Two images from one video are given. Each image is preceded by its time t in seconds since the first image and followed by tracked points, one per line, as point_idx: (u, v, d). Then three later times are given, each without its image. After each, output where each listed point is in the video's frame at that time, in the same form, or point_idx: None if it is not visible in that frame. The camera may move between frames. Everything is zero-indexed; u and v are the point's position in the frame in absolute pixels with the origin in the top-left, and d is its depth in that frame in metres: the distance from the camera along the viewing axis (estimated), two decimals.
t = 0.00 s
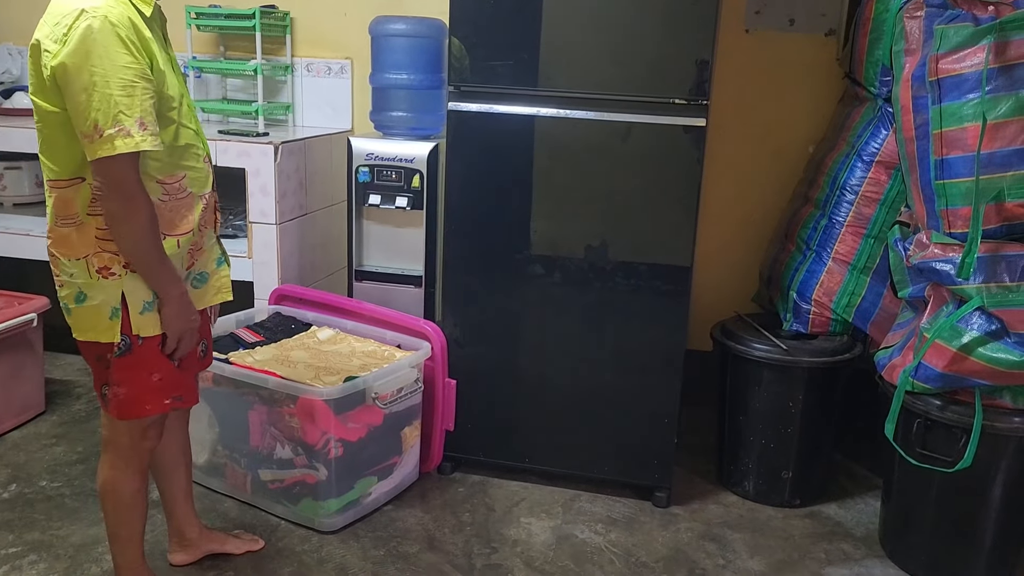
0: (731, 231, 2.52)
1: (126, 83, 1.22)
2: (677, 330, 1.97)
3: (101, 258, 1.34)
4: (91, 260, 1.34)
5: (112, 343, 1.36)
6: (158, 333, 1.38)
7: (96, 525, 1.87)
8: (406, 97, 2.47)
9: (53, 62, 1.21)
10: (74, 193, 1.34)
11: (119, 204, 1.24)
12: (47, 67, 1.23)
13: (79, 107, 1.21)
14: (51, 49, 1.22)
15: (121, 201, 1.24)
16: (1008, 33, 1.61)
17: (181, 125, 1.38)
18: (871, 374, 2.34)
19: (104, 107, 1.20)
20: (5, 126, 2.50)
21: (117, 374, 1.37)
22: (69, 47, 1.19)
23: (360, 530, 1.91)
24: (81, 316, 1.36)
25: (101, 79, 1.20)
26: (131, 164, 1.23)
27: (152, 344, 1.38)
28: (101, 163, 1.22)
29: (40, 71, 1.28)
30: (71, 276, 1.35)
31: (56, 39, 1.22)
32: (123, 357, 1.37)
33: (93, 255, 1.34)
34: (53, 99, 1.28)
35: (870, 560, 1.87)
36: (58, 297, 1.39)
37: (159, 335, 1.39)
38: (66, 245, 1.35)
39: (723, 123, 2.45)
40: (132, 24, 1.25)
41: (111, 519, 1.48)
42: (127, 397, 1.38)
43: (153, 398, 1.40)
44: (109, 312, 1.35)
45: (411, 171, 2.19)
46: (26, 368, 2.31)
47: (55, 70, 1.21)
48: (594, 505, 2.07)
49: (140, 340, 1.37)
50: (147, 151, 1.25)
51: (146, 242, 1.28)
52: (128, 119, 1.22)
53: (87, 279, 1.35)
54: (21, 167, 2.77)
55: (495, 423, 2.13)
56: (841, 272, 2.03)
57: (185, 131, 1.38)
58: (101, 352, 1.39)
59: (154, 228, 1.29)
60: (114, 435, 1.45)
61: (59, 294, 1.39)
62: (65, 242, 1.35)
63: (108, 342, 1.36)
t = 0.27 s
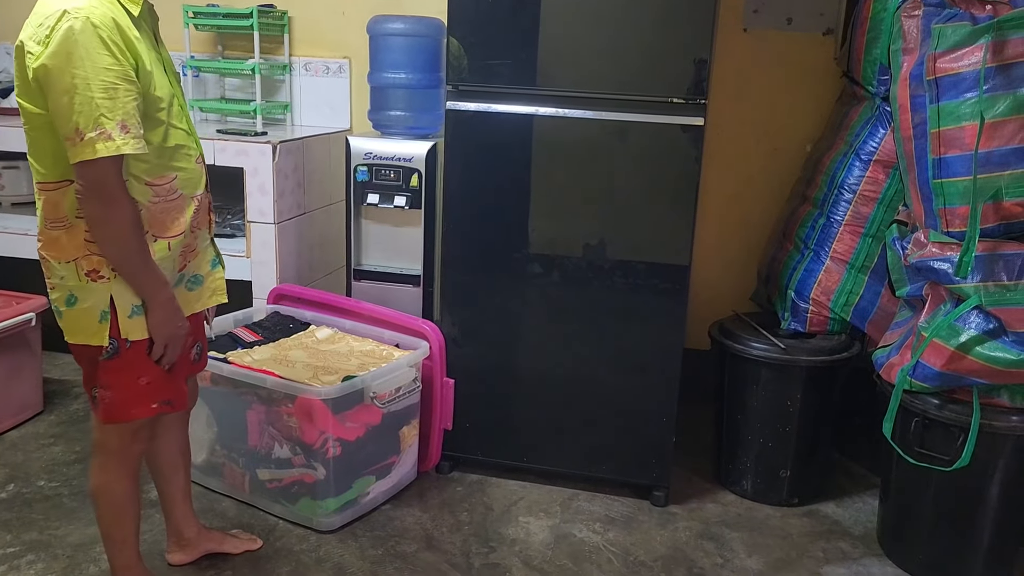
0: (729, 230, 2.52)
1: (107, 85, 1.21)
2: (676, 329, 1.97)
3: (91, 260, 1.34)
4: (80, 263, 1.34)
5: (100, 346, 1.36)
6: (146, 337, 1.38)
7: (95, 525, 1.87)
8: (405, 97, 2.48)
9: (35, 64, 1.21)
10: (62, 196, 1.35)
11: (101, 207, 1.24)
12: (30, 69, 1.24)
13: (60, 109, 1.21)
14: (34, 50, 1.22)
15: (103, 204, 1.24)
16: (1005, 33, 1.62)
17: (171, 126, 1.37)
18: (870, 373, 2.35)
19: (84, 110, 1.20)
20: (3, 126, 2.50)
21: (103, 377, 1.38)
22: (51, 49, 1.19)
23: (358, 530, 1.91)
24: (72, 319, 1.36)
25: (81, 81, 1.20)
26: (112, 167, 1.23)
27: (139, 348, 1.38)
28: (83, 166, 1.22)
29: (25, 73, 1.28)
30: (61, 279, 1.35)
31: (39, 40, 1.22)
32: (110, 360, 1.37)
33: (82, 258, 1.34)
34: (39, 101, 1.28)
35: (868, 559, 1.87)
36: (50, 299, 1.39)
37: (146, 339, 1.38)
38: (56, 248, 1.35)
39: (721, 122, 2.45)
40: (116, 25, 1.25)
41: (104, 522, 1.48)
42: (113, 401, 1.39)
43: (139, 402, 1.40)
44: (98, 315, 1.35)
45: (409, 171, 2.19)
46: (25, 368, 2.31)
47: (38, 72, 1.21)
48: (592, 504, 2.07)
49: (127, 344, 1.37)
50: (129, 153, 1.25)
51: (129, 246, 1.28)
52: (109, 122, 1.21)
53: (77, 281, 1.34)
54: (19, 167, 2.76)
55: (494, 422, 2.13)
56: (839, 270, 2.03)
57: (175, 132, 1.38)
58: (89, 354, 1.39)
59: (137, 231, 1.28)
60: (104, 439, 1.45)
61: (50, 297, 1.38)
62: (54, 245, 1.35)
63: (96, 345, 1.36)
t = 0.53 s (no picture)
0: (727, 228, 2.52)
1: (91, 88, 1.21)
2: (674, 327, 1.97)
3: (79, 262, 1.34)
4: (69, 264, 1.34)
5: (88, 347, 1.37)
6: (133, 340, 1.38)
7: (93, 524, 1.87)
8: (402, 95, 2.47)
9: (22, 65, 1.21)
10: (50, 197, 1.34)
11: (84, 210, 1.24)
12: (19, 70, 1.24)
13: (45, 111, 1.21)
14: (22, 50, 1.22)
15: (85, 207, 1.24)
16: (1003, 31, 1.61)
17: (162, 129, 1.37)
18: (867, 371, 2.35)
19: (69, 112, 1.20)
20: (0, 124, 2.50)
21: (91, 378, 1.38)
22: (37, 50, 1.20)
23: (356, 528, 1.91)
24: (62, 319, 1.36)
25: (66, 83, 1.20)
26: (96, 170, 1.23)
27: (126, 351, 1.38)
28: (67, 169, 1.22)
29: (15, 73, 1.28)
30: (51, 279, 1.35)
31: (27, 40, 1.22)
32: (97, 361, 1.37)
33: (71, 259, 1.34)
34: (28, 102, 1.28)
35: (866, 557, 1.88)
36: (42, 299, 1.39)
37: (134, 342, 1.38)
38: (47, 248, 1.35)
39: (719, 120, 2.45)
40: (104, 27, 1.25)
41: (97, 521, 1.48)
42: (100, 402, 1.39)
43: (125, 404, 1.40)
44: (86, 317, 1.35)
45: (407, 169, 2.19)
46: (22, 367, 2.30)
47: (25, 73, 1.21)
48: (590, 502, 2.07)
49: (114, 347, 1.37)
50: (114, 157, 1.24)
51: (113, 250, 1.27)
52: (92, 125, 1.21)
53: (66, 282, 1.34)
54: (16, 166, 2.76)
55: (492, 421, 2.13)
56: (837, 269, 2.03)
57: (165, 135, 1.37)
58: (79, 355, 1.40)
59: (122, 236, 1.28)
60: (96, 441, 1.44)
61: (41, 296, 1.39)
62: (45, 245, 1.35)
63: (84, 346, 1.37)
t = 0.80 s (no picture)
0: (726, 226, 2.52)
1: (90, 85, 1.20)
2: (671, 325, 1.97)
3: (75, 261, 1.34)
4: (65, 262, 1.35)
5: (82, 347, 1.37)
6: (125, 341, 1.37)
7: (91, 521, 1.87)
8: (400, 93, 2.47)
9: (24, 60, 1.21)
10: (48, 194, 1.34)
11: (77, 208, 1.23)
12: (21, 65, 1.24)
13: (45, 107, 1.21)
14: (24, 46, 1.23)
15: (78, 204, 1.23)
16: (1000, 29, 1.61)
17: (164, 129, 1.36)
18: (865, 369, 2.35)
19: (67, 109, 1.20)
20: None
21: (83, 378, 1.38)
22: (38, 46, 1.20)
23: (354, 526, 1.91)
24: (59, 318, 1.37)
25: (65, 80, 1.19)
26: (92, 168, 1.22)
27: (118, 352, 1.38)
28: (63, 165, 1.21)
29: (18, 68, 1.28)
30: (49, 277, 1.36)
31: (30, 35, 1.22)
32: (90, 361, 1.37)
33: (67, 258, 1.35)
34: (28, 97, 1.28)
35: (863, 554, 1.88)
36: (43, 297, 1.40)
37: (126, 343, 1.38)
38: (46, 247, 1.36)
39: (717, 118, 2.45)
40: (108, 24, 1.24)
41: (93, 518, 1.48)
42: (92, 402, 1.39)
43: (117, 405, 1.40)
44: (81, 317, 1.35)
45: (405, 167, 2.19)
46: (20, 365, 2.30)
47: (26, 68, 1.21)
48: (588, 500, 2.07)
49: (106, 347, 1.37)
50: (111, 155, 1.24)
51: (105, 251, 1.26)
52: (90, 122, 1.20)
53: (62, 280, 1.35)
54: (14, 163, 2.76)
55: (490, 418, 2.13)
56: (834, 266, 2.03)
57: (166, 134, 1.36)
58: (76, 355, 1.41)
59: (116, 236, 1.27)
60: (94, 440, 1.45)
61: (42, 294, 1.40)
62: (44, 243, 1.36)
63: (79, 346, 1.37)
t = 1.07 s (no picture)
0: (725, 223, 2.52)
1: (140, 80, 1.20)
2: (670, 322, 1.97)
3: (105, 255, 1.35)
4: (95, 257, 1.35)
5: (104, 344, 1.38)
6: (146, 339, 1.37)
7: (89, 518, 1.87)
8: (398, 90, 2.47)
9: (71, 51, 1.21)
10: (84, 187, 1.35)
11: (116, 202, 1.23)
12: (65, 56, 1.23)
13: (90, 100, 1.20)
14: (70, 37, 1.22)
15: (117, 198, 1.23)
16: (999, 26, 1.61)
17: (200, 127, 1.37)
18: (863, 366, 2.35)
19: (115, 102, 1.20)
20: None
21: (103, 374, 1.39)
22: (87, 39, 1.19)
23: (353, 523, 1.91)
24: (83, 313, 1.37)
25: (114, 74, 1.20)
26: (136, 162, 1.22)
27: (138, 350, 1.38)
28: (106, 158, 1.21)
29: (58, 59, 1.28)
30: (77, 272, 1.36)
31: (77, 28, 1.21)
32: (110, 358, 1.38)
33: (97, 253, 1.35)
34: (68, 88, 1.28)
35: (860, 551, 1.88)
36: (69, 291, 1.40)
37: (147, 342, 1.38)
38: (76, 241, 1.36)
39: (716, 114, 2.45)
40: (157, 21, 1.24)
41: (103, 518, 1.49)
42: (109, 400, 1.40)
43: (132, 404, 1.40)
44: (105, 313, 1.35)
45: (403, 164, 2.18)
46: (18, 362, 2.30)
47: (73, 60, 1.21)
48: (587, 497, 2.07)
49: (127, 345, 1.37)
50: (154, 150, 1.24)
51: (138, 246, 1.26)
52: (137, 116, 1.20)
53: (91, 274, 1.35)
54: (11, 160, 2.75)
55: (488, 415, 2.13)
56: (833, 264, 2.03)
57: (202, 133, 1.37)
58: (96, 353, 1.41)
59: (150, 231, 1.27)
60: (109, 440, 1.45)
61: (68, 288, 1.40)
62: (75, 236, 1.36)
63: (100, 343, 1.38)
